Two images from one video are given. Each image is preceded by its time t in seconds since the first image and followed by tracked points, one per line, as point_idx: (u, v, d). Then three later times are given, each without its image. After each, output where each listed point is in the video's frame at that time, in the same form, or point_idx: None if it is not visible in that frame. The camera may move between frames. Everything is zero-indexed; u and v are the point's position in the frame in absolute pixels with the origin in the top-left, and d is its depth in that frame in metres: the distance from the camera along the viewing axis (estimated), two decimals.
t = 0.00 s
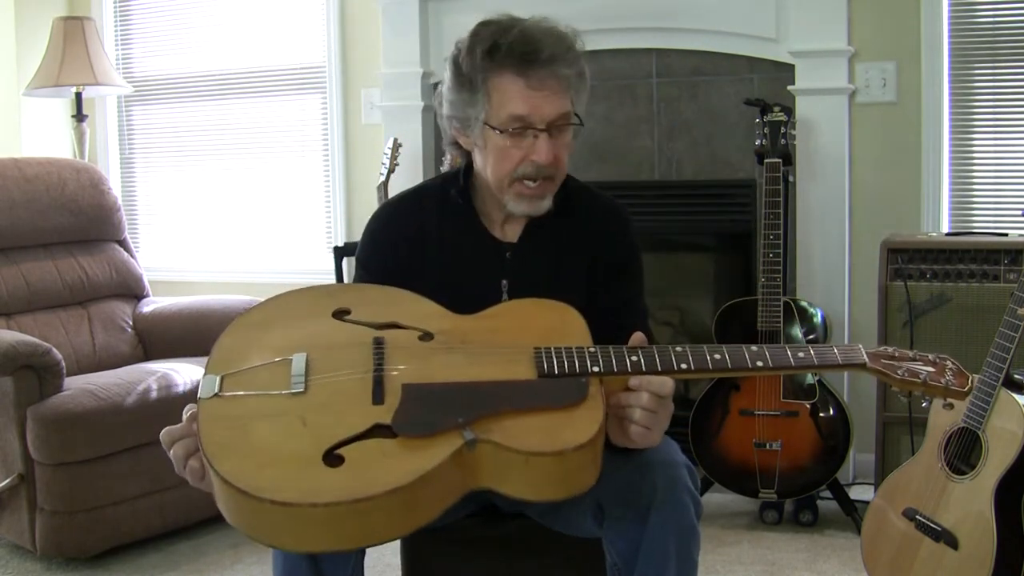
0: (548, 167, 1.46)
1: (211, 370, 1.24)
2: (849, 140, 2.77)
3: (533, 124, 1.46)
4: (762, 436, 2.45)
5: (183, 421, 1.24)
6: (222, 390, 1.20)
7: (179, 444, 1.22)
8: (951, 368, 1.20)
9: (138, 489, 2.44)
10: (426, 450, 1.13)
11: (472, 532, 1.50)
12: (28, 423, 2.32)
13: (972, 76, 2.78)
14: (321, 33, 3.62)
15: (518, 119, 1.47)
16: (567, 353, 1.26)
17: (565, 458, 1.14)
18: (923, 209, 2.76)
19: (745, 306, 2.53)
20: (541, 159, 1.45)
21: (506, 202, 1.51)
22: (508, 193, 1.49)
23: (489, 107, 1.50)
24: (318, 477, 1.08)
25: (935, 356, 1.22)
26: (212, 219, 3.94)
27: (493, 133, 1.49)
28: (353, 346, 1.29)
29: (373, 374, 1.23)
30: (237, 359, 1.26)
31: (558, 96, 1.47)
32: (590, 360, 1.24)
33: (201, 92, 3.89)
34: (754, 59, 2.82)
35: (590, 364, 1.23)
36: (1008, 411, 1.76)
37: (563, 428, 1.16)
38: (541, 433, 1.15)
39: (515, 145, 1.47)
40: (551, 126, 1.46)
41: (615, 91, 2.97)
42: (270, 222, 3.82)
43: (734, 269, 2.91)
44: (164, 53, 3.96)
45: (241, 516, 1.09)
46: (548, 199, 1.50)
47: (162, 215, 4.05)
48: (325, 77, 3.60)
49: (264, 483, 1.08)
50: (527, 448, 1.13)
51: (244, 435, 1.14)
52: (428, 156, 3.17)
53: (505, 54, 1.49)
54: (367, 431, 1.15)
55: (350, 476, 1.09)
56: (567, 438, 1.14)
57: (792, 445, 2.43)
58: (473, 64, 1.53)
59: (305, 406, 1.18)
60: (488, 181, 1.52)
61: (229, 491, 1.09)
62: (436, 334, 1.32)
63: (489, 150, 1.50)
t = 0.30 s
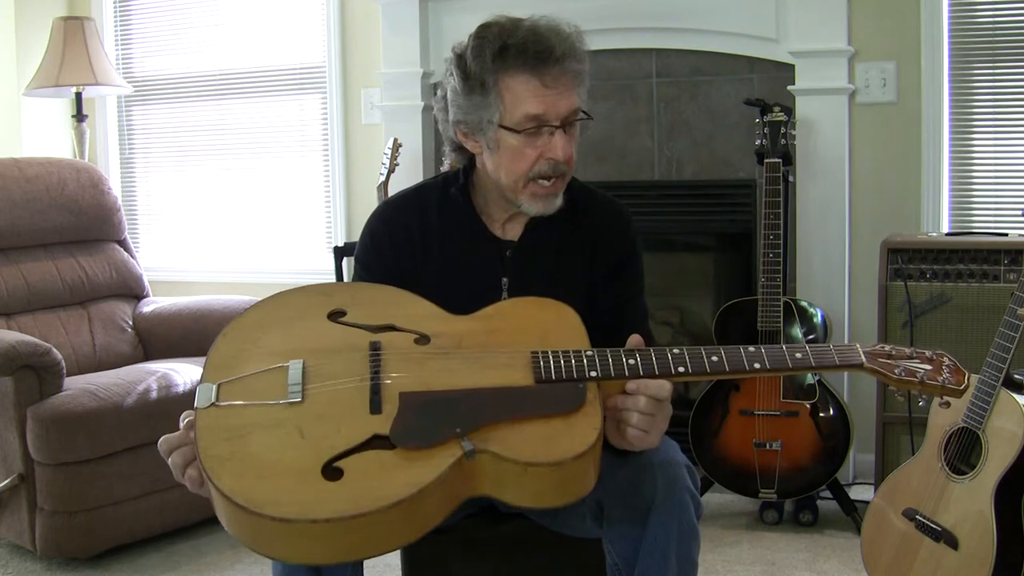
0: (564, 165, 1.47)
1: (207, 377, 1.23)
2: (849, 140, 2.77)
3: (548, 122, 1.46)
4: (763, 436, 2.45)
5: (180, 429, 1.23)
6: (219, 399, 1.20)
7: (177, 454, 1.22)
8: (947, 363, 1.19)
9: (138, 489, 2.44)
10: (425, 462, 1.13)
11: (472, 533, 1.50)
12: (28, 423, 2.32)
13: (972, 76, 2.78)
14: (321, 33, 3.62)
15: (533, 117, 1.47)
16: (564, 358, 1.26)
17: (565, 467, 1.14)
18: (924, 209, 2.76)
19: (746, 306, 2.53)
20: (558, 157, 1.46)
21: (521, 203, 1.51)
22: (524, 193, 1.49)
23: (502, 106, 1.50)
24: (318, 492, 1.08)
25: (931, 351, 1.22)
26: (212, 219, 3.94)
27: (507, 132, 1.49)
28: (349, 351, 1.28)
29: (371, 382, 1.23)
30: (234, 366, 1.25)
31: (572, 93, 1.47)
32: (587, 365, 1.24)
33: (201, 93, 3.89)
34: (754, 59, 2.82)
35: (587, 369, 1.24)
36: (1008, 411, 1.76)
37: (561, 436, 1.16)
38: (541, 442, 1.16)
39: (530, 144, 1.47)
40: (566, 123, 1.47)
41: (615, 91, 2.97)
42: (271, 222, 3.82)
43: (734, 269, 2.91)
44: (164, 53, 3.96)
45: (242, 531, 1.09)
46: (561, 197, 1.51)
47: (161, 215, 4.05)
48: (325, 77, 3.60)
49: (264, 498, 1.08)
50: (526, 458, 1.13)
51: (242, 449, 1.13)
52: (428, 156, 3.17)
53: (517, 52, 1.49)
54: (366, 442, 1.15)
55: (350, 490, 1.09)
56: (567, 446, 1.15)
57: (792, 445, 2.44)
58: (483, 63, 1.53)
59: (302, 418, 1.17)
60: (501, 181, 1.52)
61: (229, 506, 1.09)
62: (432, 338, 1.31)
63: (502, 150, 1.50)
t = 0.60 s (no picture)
0: (566, 164, 1.47)
1: (202, 396, 1.21)
2: (849, 140, 2.77)
3: (550, 121, 1.47)
4: (763, 436, 2.45)
5: (178, 447, 1.23)
6: (216, 422, 1.19)
7: (176, 471, 1.22)
8: (943, 346, 1.19)
9: (138, 489, 2.44)
10: (426, 486, 1.15)
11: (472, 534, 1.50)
12: (28, 423, 2.32)
13: (972, 77, 2.78)
14: (321, 33, 3.62)
15: (535, 117, 1.47)
16: (562, 362, 1.25)
17: (565, 486, 1.17)
18: (924, 210, 2.76)
19: (746, 305, 2.53)
20: (560, 156, 1.46)
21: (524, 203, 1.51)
22: (526, 193, 1.49)
23: (504, 106, 1.50)
24: (323, 525, 1.11)
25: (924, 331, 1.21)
26: (212, 219, 3.94)
27: (509, 132, 1.49)
28: (344, 361, 1.25)
29: (368, 400, 1.21)
30: (228, 381, 1.22)
31: (573, 92, 1.48)
32: (585, 371, 1.24)
33: (201, 93, 3.89)
34: (754, 59, 2.82)
35: (586, 376, 1.24)
36: (1009, 411, 1.76)
37: (560, 456, 1.18)
38: (540, 462, 1.17)
39: (532, 144, 1.48)
40: (567, 122, 1.47)
41: (615, 91, 2.97)
42: (270, 222, 3.82)
43: (734, 269, 2.91)
44: (164, 53, 3.96)
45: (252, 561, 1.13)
46: (563, 196, 1.51)
47: (161, 215, 4.05)
48: (325, 77, 3.60)
49: (272, 534, 1.10)
50: (527, 480, 1.15)
51: (244, 478, 1.15)
52: (428, 156, 3.17)
53: (518, 51, 1.48)
54: (367, 465, 1.16)
55: (355, 521, 1.11)
56: (565, 466, 1.17)
57: (792, 445, 2.44)
58: (484, 62, 1.53)
59: (302, 440, 1.18)
60: (503, 182, 1.52)
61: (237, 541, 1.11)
62: (427, 343, 1.28)
63: (504, 150, 1.50)
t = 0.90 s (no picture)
0: (545, 147, 1.45)
1: (202, 420, 1.20)
2: (849, 139, 2.77)
3: (530, 105, 1.47)
4: (763, 436, 2.46)
5: (179, 463, 1.22)
6: (219, 451, 1.19)
7: (180, 489, 1.22)
8: (949, 346, 1.18)
9: (138, 489, 2.44)
10: (433, 523, 1.17)
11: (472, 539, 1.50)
12: (28, 423, 2.32)
13: (972, 77, 2.78)
14: (321, 32, 3.62)
15: (514, 100, 1.47)
16: (567, 384, 1.23)
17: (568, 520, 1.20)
18: (923, 211, 2.76)
19: (746, 306, 2.53)
20: (538, 139, 1.45)
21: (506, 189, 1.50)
22: (508, 178, 1.48)
23: (485, 90, 1.50)
24: (334, 567, 1.15)
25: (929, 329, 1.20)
26: (212, 218, 3.94)
27: (490, 116, 1.49)
28: (346, 383, 1.22)
29: (372, 431, 1.20)
30: (227, 404, 1.21)
31: (555, 77, 1.47)
32: (591, 395, 1.22)
33: (201, 92, 3.89)
34: (754, 59, 2.82)
35: (591, 401, 1.22)
36: (1008, 411, 1.76)
37: (564, 491, 1.20)
38: (545, 498, 1.19)
39: (512, 127, 1.47)
40: (548, 106, 1.47)
41: (615, 91, 2.97)
42: (270, 222, 3.82)
43: (734, 269, 2.91)
44: (164, 52, 3.96)
45: None
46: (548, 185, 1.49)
47: (161, 215, 4.05)
48: (325, 76, 3.60)
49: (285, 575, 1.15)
50: (532, 517, 1.18)
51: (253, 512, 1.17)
52: (428, 155, 3.17)
53: (500, 35, 1.49)
54: (373, 500, 1.18)
55: (364, 562, 1.15)
56: (569, 504, 1.19)
57: (792, 445, 2.44)
58: (470, 48, 1.54)
59: (307, 476, 1.18)
60: (488, 168, 1.51)
61: None
62: (429, 358, 1.24)
63: (487, 135, 1.50)
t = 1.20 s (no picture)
0: (527, 139, 1.46)
1: (204, 413, 1.20)
2: (849, 139, 2.77)
3: (513, 97, 1.47)
4: (763, 436, 2.46)
5: (181, 456, 1.23)
6: (221, 444, 1.19)
7: (182, 480, 1.22)
8: (953, 356, 1.18)
9: (138, 489, 2.44)
10: (432, 521, 1.17)
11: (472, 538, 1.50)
12: (28, 423, 2.32)
13: (972, 77, 2.78)
14: (321, 32, 3.62)
15: (498, 92, 1.48)
16: (570, 386, 1.23)
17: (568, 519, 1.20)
18: (923, 211, 2.76)
19: (746, 305, 2.52)
20: (519, 130, 1.45)
21: (492, 183, 1.50)
22: (492, 171, 1.49)
23: (471, 82, 1.51)
24: (332, 563, 1.15)
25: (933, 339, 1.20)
26: (212, 219, 3.94)
27: (475, 108, 1.50)
28: (349, 380, 1.22)
29: (375, 430, 1.20)
30: (229, 398, 1.21)
31: (539, 69, 1.47)
32: (594, 397, 1.22)
33: (201, 93, 3.89)
34: (754, 58, 2.82)
35: (594, 403, 1.22)
36: (1008, 411, 1.75)
37: (565, 489, 1.20)
38: (545, 496, 1.19)
39: (496, 119, 1.48)
40: (531, 98, 1.47)
41: (615, 91, 2.97)
42: (270, 222, 3.82)
43: (734, 269, 2.91)
44: (163, 53, 3.96)
45: None
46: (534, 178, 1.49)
47: (161, 216, 4.05)
48: (325, 77, 3.60)
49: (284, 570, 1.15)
50: (532, 516, 1.18)
51: (252, 505, 1.17)
52: (428, 156, 3.17)
53: (485, 28, 1.49)
54: (373, 497, 1.18)
55: (363, 558, 1.15)
56: (568, 504, 1.19)
57: (792, 445, 2.44)
58: (458, 41, 1.54)
59: (308, 471, 1.18)
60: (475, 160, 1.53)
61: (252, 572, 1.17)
62: (432, 357, 1.24)
63: (472, 127, 1.51)
